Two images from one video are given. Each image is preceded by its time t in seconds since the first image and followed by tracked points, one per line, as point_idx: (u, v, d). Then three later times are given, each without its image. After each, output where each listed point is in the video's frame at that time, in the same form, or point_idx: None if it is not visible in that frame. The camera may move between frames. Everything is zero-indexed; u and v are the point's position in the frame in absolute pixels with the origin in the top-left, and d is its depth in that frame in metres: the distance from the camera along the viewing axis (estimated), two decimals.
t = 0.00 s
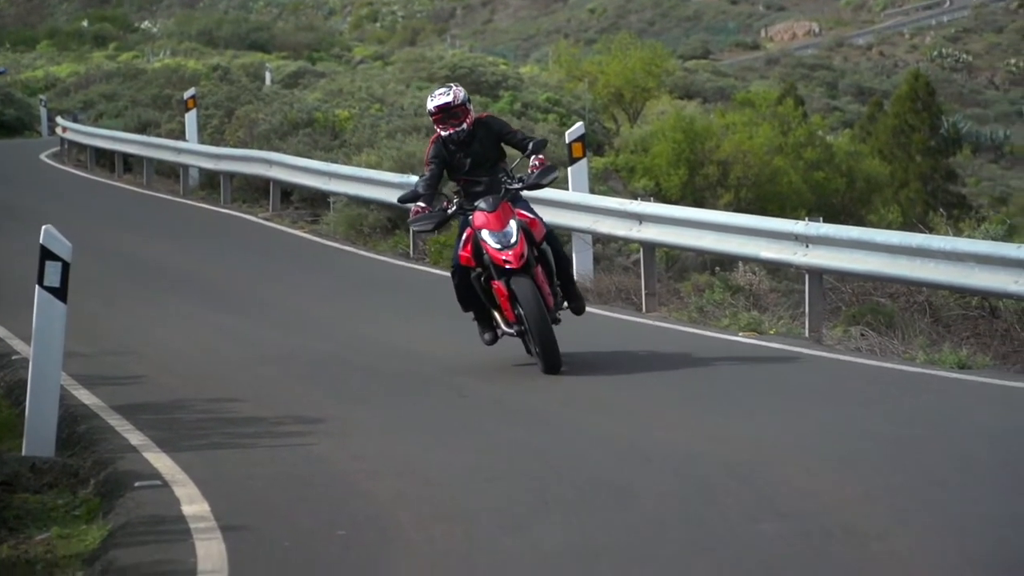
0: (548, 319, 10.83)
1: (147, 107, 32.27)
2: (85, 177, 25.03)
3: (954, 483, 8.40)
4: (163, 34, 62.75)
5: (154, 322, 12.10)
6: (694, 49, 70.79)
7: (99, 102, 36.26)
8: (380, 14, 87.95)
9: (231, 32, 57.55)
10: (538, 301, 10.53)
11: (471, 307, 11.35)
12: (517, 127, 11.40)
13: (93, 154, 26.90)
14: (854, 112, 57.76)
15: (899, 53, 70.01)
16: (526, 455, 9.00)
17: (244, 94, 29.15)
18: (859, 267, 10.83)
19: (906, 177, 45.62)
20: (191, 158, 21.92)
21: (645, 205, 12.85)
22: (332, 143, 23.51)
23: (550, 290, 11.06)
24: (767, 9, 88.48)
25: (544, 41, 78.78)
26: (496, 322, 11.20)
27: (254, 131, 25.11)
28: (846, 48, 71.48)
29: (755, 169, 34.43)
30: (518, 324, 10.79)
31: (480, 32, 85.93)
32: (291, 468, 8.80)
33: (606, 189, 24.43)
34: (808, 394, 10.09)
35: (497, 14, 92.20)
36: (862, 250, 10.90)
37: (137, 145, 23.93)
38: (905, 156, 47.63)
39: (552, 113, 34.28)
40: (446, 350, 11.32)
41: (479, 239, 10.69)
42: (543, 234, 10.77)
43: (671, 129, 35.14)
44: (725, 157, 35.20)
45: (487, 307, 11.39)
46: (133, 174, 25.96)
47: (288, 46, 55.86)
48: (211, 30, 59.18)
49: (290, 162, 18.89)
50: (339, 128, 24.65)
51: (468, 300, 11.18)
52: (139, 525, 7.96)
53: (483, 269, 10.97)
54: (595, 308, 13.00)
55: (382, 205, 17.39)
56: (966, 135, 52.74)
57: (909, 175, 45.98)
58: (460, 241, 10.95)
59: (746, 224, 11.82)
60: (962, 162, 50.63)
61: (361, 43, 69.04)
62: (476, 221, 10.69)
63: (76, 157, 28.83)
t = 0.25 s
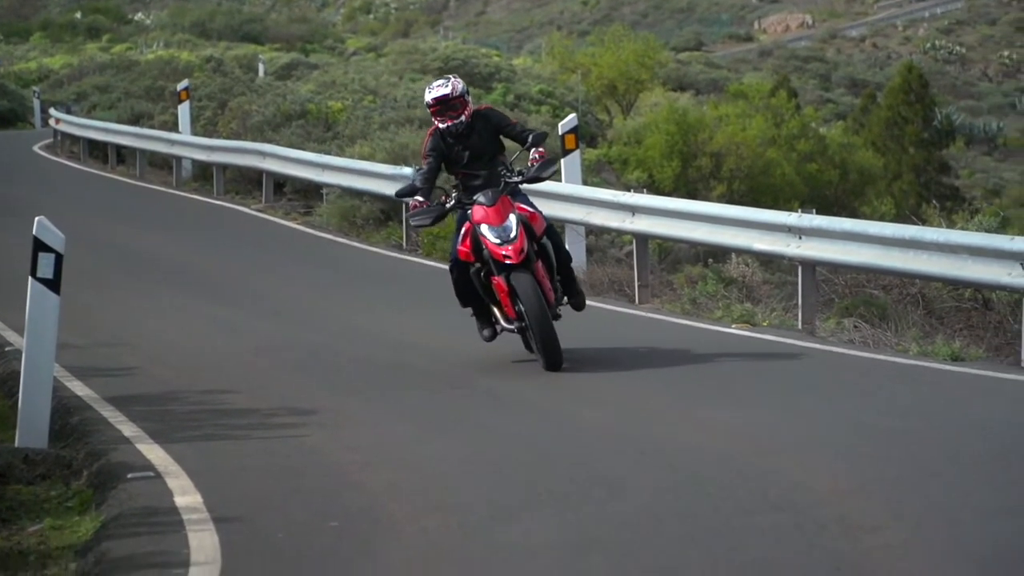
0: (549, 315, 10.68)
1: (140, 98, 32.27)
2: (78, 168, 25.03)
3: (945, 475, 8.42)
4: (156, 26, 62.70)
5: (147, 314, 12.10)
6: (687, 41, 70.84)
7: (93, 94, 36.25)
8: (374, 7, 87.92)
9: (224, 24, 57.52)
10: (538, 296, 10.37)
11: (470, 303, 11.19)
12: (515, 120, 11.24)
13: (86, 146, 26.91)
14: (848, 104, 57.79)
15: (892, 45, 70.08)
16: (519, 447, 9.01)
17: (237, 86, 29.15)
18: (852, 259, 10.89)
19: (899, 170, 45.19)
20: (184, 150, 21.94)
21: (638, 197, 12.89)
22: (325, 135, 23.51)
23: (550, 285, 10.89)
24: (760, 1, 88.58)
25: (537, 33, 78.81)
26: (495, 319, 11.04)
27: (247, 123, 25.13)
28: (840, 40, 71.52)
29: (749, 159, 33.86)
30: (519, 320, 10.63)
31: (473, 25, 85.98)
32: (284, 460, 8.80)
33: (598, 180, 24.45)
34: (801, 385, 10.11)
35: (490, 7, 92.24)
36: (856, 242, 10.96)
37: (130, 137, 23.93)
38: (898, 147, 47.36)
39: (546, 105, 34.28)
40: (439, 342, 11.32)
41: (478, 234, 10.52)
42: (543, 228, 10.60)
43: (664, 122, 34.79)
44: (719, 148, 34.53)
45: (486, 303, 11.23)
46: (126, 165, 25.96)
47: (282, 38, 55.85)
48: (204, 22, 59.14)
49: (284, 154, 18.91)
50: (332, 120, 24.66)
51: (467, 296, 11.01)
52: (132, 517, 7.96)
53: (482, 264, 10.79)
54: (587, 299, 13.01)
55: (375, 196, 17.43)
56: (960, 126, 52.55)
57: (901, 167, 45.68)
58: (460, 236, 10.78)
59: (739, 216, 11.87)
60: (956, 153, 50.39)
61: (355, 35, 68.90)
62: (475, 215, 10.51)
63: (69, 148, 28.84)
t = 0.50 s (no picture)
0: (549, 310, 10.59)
1: (134, 90, 32.31)
2: (72, 159, 25.06)
3: (938, 466, 8.44)
4: (150, 17, 62.76)
5: (140, 305, 12.10)
6: (681, 33, 71.03)
7: (87, 85, 36.29)
8: None
9: (218, 15, 57.58)
10: (538, 291, 10.29)
11: (469, 298, 11.11)
12: (514, 112, 11.14)
13: (79, 137, 26.94)
14: (841, 95, 57.91)
15: (884, 37, 70.32)
16: (512, 438, 9.02)
17: (231, 77, 29.20)
18: (846, 251, 10.99)
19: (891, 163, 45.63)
20: (178, 141, 21.98)
21: (632, 189, 12.98)
22: (319, 126, 23.54)
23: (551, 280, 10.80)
24: None
25: (531, 24, 78.97)
26: (494, 314, 10.96)
27: (241, 114, 25.17)
28: (833, 32, 71.73)
29: (742, 152, 34.37)
30: (520, 315, 10.53)
31: (467, 16, 86.18)
32: (278, 451, 8.81)
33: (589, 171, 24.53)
34: (793, 377, 10.12)
35: None
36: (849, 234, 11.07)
37: (124, 128, 23.96)
38: (891, 140, 47.66)
39: (539, 96, 34.33)
40: (432, 333, 11.34)
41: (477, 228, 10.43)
42: (543, 222, 10.50)
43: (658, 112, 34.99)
44: (713, 140, 35.07)
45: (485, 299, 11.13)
46: (119, 156, 26.00)
47: (275, 29, 55.94)
48: (197, 13, 59.18)
49: (278, 145, 18.96)
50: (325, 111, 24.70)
51: (467, 292, 10.91)
52: (125, 508, 7.96)
53: (482, 259, 10.69)
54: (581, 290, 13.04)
55: (369, 187, 17.49)
56: (952, 118, 52.62)
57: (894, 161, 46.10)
58: (459, 231, 10.67)
59: (732, 207, 11.96)
60: (949, 145, 50.41)
61: (349, 26, 69.01)
62: (474, 210, 10.39)
63: (63, 139, 28.88)
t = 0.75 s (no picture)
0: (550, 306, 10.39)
1: (128, 81, 32.33)
2: (66, 151, 25.06)
3: (931, 456, 8.45)
4: (143, 9, 62.75)
5: (135, 296, 12.15)
6: (675, 24, 71.12)
7: (80, 77, 36.31)
8: None
9: (212, 7, 57.59)
10: (539, 287, 10.09)
11: (469, 295, 10.91)
12: (513, 104, 11.00)
13: (73, 128, 26.99)
14: (834, 86, 57.96)
15: (878, 29, 70.35)
16: (505, 429, 9.03)
17: (225, 69, 29.22)
18: (840, 242, 11.16)
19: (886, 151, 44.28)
20: (171, 132, 22.01)
21: (626, 179, 13.09)
22: (312, 117, 23.55)
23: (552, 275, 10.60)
24: None
25: (525, 15, 79.04)
26: (494, 310, 10.75)
27: (235, 106, 25.19)
28: (827, 23, 71.72)
29: (736, 144, 33.93)
30: (520, 311, 10.33)
31: (461, 8, 86.37)
32: (271, 442, 8.82)
33: (582, 162, 24.55)
34: (786, 368, 10.14)
35: None
36: (843, 225, 11.24)
37: (117, 120, 24.01)
38: (886, 130, 46.27)
39: (532, 88, 34.33)
40: (426, 324, 11.36)
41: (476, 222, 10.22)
42: (543, 215, 10.30)
43: (652, 104, 34.63)
44: (707, 132, 34.41)
45: (485, 294, 10.94)
46: (113, 148, 26.04)
47: (270, 21, 56.00)
48: (191, 4, 59.17)
49: (271, 136, 19.01)
50: (319, 102, 24.72)
51: (465, 287, 10.72)
52: (119, 499, 7.97)
53: (482, 254, 10.49)
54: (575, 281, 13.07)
55: (362, 178, 17.57)
56: (947, 110, 52.65)
57: (890, 148, 44.72)
58: (457, 225, 10.47)
59: (726, 199, 12.11)
60: (943, 136, 50.28)
61: (343, 18, 68.97)
62: (473, 203, 10.19)
63: (56, 131, 28.91)
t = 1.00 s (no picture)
0: (551, 299, 10.23)
1: (121, 70, 32.36)
2: (58, 140, 25.08)
3: (924, 444, 8.48)
4: None
5: (129, 285, 12.18)
6: (668, 13, 71.25)
7: (74, 66, 36.34)
8: None
9: None
10: (539, 279, 9.92)
11: (468, 289, 10.75)
12: (513, 96, 10.74)
13: (66, 117, 27.02)
14: (826, 75, 58.12)
15: (871, 20, 70.53)
16: (497, 418, 9.05)
17: (218, 57, 29.25)
18: (834, 231, 11.31)
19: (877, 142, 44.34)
20: (164, 121, 22.04)
21: (619, 168, 13.22)
22: (305, 106, 23.58)
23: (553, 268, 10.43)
24: None
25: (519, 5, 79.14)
26: (494, 304, 10.59)
27: (228, 95, 25.23)
28: (819, 14, 71.90)
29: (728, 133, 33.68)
30: (521, 305, 10.16)
31: None
32: (263, 431, 8.83)
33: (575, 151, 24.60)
34: (779, 357, 10.16)
35: None
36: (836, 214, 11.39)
37: (110, 108, 24.03)
38: (879, 120, 47.46)
39: (526, 77, 34.36)
40: (419, 312, 11.38)
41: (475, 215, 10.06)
42: (543, 207, 10.14)
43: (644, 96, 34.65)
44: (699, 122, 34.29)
45: (485, 289, 10.78)
46: (106, 136, 26.06)
47: (263, 10, 56.04)
48: None
49: (265, 125, 19.06)
50: (312, 91, 24.76)
51: (465, 281, 10.56)
52: (111, 488, 7.97)
53: (481, 248, 10.32)
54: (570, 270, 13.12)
55: (356, 166, 17.63)
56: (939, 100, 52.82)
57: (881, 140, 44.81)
58: (455, 218, 10.31)
59: (720, 188, 12.24)
60: (935, 126, 50.42)
61: (336, 6, 68.99)
62: (471, 196, 10.01)
63: (49, 120, 28.94)
